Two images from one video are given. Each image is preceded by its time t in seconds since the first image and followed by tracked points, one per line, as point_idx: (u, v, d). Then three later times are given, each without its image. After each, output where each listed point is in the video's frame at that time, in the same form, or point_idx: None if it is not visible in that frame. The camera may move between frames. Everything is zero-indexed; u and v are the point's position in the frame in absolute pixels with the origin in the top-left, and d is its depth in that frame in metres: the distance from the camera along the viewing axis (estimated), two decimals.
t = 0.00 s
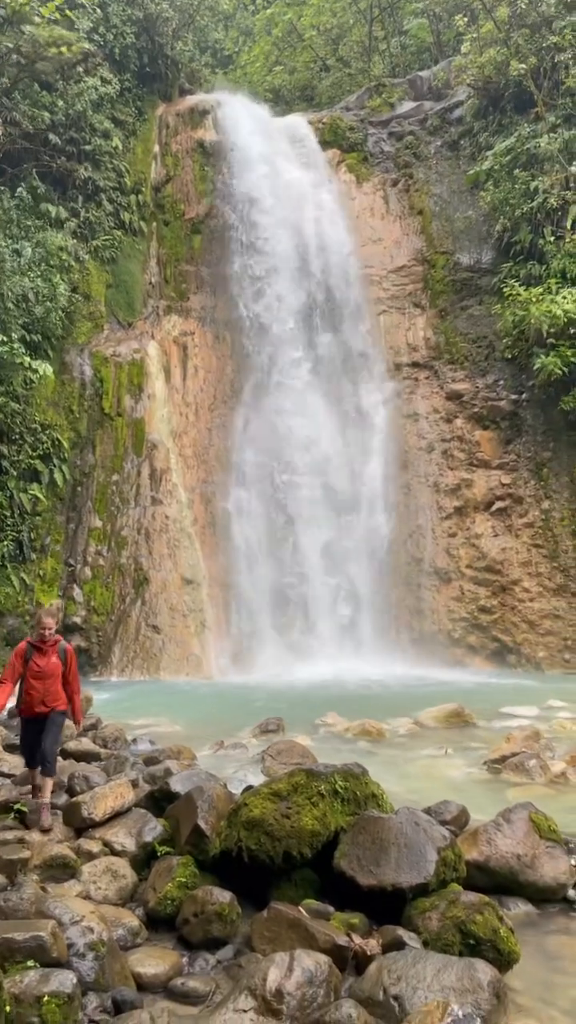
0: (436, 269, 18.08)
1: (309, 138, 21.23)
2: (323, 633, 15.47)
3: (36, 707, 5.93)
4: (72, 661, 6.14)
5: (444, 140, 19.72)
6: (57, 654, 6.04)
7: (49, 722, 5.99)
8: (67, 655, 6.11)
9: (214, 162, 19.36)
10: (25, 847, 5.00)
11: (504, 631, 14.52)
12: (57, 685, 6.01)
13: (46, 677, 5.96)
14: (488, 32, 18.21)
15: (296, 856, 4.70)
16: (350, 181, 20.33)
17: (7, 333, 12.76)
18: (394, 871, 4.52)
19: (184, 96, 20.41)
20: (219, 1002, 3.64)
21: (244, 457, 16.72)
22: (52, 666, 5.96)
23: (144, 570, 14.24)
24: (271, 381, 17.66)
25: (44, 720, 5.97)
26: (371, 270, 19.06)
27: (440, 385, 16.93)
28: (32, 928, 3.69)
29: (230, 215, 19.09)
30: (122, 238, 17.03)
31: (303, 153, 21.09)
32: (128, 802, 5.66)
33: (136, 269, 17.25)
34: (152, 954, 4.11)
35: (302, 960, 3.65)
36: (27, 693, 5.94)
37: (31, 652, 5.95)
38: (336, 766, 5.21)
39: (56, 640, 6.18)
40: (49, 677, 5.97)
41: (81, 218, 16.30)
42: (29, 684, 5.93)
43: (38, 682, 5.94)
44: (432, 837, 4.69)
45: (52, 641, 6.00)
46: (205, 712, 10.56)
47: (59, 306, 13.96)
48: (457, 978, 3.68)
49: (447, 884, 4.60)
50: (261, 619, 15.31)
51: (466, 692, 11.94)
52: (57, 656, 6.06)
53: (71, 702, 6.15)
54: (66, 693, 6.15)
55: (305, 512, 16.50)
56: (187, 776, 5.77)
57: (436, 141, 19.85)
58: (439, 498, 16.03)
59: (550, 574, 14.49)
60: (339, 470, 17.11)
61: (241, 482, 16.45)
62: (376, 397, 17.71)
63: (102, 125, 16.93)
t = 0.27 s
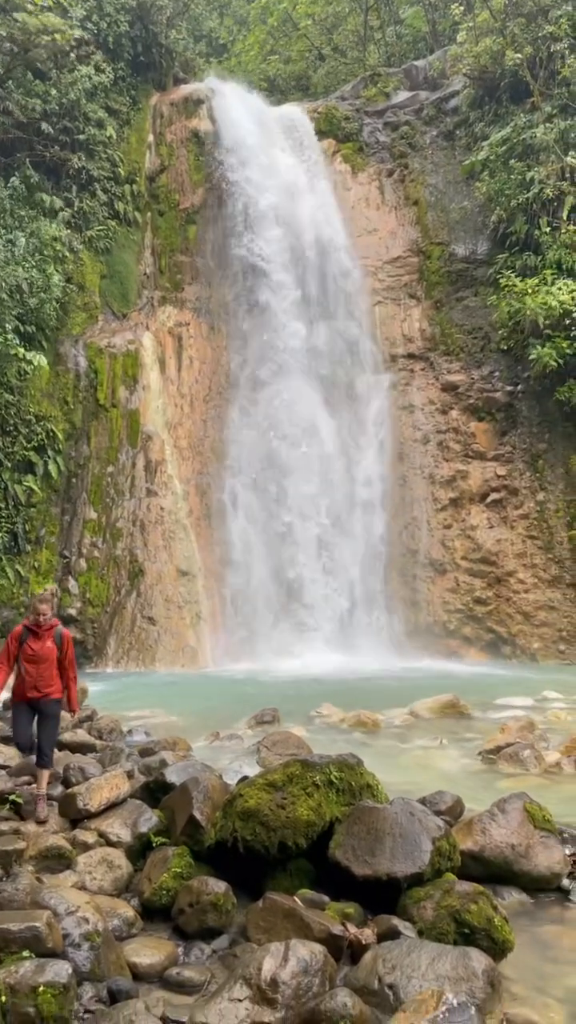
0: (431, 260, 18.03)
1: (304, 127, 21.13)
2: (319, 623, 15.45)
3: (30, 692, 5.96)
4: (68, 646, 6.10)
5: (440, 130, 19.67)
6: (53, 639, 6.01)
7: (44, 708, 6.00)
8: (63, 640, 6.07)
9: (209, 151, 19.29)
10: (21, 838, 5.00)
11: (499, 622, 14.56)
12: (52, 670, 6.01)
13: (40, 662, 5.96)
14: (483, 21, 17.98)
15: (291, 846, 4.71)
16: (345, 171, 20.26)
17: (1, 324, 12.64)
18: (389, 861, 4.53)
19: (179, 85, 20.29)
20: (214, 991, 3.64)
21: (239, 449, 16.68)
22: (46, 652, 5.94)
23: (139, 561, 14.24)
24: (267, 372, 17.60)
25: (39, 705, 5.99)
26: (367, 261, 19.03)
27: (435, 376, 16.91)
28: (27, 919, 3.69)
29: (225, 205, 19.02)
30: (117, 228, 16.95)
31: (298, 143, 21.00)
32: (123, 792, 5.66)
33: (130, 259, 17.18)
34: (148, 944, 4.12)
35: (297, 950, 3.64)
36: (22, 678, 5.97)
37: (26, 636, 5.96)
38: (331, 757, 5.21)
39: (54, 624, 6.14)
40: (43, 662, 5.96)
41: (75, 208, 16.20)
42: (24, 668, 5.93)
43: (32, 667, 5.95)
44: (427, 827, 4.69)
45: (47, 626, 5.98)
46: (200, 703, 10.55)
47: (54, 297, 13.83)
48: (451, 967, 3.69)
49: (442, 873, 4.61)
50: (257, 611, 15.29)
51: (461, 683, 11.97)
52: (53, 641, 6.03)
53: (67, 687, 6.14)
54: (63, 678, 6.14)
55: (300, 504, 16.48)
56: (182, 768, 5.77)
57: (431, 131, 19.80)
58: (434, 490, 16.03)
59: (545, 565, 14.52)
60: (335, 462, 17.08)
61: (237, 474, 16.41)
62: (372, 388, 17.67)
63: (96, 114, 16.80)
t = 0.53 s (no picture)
0: (431, 249, 17.97)
1: (304, 116, 21.00)
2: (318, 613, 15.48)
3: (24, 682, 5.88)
4: (65, 636, 6.01)
5: (440, 118, 19.56)
6: (48, 629, 5.93)
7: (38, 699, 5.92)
8: (60, 630, 5.98)
9: (208, 140, 19.19)
10: (22, 827, 5.02)
11: (499, 613, 14.57)
12: (47, 660, 5.91)
13: (34, 652, 5.88)
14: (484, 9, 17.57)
15: (291, 835, 4.72)
16: (345, 159, 20.15)
17: None
18: (388, 849, 4.54)
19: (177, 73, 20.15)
20: (215, 978, 3.65)
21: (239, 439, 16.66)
22: (40, 641, 5.86)
23: (139, 552, 14.22)
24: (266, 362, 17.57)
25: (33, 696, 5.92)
26: (367, 251, 18.96)
27: (435, 367, 16.87)
28: (28, 908, 3.70)
29: (225, 195, 18.94)
30: (115, 217, 16.86)
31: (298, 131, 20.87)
32: (123, 782, 5.67)
33: (129, 249, 17.10)
34: (148, 932, 4.13)
35: (296, 938, 3.61)
36: (17, 667, 5.90)
37: (22, 625, 5.92)
38: (331, 746, 5.22)
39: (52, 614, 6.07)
40: (37, 651, 5.88)
41: (74, 197, 16.10)
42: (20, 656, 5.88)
43: (26, 656, 5.88)
44: (426, 816, 4.70)
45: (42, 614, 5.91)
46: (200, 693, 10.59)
47: (53, 286, 13.73)
48: (451, 955, 3.71)
49: (441, 862, 4.61)
50: (256, 602, 15.31)
51: (460, 673, 11.99)
52: (49, 630, 5.95)
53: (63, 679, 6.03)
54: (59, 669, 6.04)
55: (300, 494, 16.48)
56: (182, 757, 5.78)
57: (432, 119, 19.69)
58: (434, 480, 16.01)
59: (545, 556, 14.53)
60: (335, 452, 17.07)
61: (236, 464, 16.40)
62: (372, 378, 17.64)
63: (94, 103, 16.65)
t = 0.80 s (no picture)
0: (437, 237, 17.87)
1: (309, 103, 20.86)
2: (323, 603, 15.49)
3: (19, 673, 5.83)
4: (59, 626, 5.95)
5: (446, 105, 19.42)
6: (42, 618, 5.89)
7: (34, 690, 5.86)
8: (54, 620, 5.94)
9: (212, 128, 19.10)
10: (28, 815, 5.04)
11: (504, 602, 14.56)
12: (41, 651, 5.85)
13: (28, 642, 5.83)
14: None
15: (296, 823, 4.74)
16: (351, 146, 20.04)
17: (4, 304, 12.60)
18: (393, 838, 4.55)
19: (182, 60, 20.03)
20: (220, 965, 3.66)
21: (244, 428, 16.62)
22: (33, 631, 5.81)
23: (145, 541, 14.21)
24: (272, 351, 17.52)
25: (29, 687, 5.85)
26: (372, 239, 18.87)
27: (441, 355, 16.81)
28: (34, 895, 3.72)
29: (229, 183, 18.86)
30: (120, 206, 16.81)
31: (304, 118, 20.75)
32: (129, 770, 5.69)
33: (134, 238, 17.06)
34: (154, 919, 4.15)
35: (302, 925, 3.62)
36: (12, 659, 5.86)
37: (16, 616, 5.90)
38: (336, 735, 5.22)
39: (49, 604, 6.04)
40: (30, 641, 5.83)
41: (78, 185, 16.05)
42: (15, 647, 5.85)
43: (20, 647, 5.83)
44: (431, 804, 4.71)
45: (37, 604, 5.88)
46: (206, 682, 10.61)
47: (58, 276, 13.72)
48: (455, 943, 3.71)
49: (446, 850, 4.62)
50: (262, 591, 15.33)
51: (465, 663, 12.00)
52: (44, 620, 5.91)
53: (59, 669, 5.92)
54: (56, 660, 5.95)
55: (305, 484, 16.46)
56: (188, 746, 5.80)
57: (438, 106, 19.56)
58: (440, 470, 15.97)
59: (550, 546, 14.51)
60: (340, 442, 17.04)
61: (242, 454, 16.37)
62: (377, 367, 17.59)
63: (98, 91, 16.55)
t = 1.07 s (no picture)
0: (449, 224, 17.72)
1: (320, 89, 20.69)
2: (334, 591, 15.50)
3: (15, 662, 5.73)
4: (55, 614, 5.78)
5: (459, 90, 19.24)
6: (37, 606, 5.74)
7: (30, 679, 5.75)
8: (50, 608, 5.77)
9: (223, 115, 19.03)
10: (42, 801, 5.08)
11: (516, 591, 14.52)
12: (36, 640, 5.71)
13: (23, 632, 5.70)
14: None
15: (307, 811, 4.76)
16: (363, 133, 19.91)
17: (16, 292, 12.58)
18: (405, 825, 4.56)
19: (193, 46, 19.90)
20: (232, 950, 3.69)
21: (256, 417, 16.61)
22: (26, 620, 5.68)
23: (156, 530, 14.28)
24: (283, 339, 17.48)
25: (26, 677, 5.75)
26: (384, 227, 18.71)
27: (453, 343, 16.72)
28: (48, 880, 3.74)
29: (240, 171, 18.78)
30: (131, 194, 16.75)
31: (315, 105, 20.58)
32: (141, 757, 5.73)
33: (145, 226, 17.02)
34: (167, 904, 4.18)
35: (313, 912, 3.64)
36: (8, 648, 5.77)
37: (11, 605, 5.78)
38: (347, 723, 5.23)
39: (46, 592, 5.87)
40: (25, 631, 5.70)
41: (89, 173, 16.00)
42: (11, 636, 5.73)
43: (15, 636, 5.72)
44: (443, 792, 4.71)
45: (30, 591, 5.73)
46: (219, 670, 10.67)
47: (69, 264, 13.79)
48: (466, 930, 3.72)
49: (457, 838, 4.63)
50: (273, 580, 15.34)
51: (477, 652, 11.99)
52: (38, 608, 5.76)
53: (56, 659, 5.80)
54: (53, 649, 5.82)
55: (316, 473, 16.45)
56: (199, 733, 5.82)
57: (450, 91, 19.38)
58: (451, 458, 15.93)
59: (563, 535, 14.45)
60: (352, 430, 17.02)
61: (253, 442, 16.35)
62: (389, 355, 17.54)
63: (109, 78, 16.45)
